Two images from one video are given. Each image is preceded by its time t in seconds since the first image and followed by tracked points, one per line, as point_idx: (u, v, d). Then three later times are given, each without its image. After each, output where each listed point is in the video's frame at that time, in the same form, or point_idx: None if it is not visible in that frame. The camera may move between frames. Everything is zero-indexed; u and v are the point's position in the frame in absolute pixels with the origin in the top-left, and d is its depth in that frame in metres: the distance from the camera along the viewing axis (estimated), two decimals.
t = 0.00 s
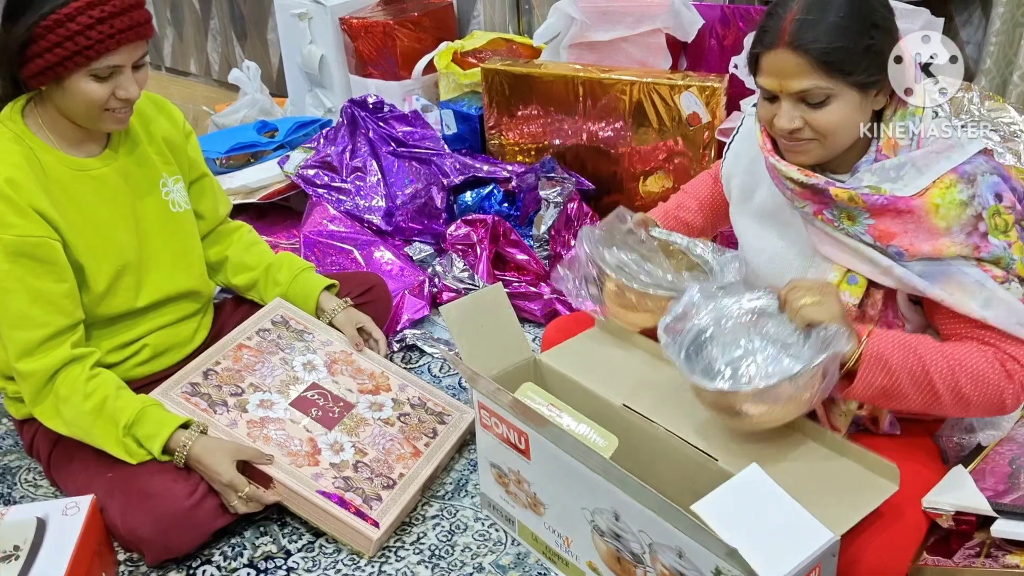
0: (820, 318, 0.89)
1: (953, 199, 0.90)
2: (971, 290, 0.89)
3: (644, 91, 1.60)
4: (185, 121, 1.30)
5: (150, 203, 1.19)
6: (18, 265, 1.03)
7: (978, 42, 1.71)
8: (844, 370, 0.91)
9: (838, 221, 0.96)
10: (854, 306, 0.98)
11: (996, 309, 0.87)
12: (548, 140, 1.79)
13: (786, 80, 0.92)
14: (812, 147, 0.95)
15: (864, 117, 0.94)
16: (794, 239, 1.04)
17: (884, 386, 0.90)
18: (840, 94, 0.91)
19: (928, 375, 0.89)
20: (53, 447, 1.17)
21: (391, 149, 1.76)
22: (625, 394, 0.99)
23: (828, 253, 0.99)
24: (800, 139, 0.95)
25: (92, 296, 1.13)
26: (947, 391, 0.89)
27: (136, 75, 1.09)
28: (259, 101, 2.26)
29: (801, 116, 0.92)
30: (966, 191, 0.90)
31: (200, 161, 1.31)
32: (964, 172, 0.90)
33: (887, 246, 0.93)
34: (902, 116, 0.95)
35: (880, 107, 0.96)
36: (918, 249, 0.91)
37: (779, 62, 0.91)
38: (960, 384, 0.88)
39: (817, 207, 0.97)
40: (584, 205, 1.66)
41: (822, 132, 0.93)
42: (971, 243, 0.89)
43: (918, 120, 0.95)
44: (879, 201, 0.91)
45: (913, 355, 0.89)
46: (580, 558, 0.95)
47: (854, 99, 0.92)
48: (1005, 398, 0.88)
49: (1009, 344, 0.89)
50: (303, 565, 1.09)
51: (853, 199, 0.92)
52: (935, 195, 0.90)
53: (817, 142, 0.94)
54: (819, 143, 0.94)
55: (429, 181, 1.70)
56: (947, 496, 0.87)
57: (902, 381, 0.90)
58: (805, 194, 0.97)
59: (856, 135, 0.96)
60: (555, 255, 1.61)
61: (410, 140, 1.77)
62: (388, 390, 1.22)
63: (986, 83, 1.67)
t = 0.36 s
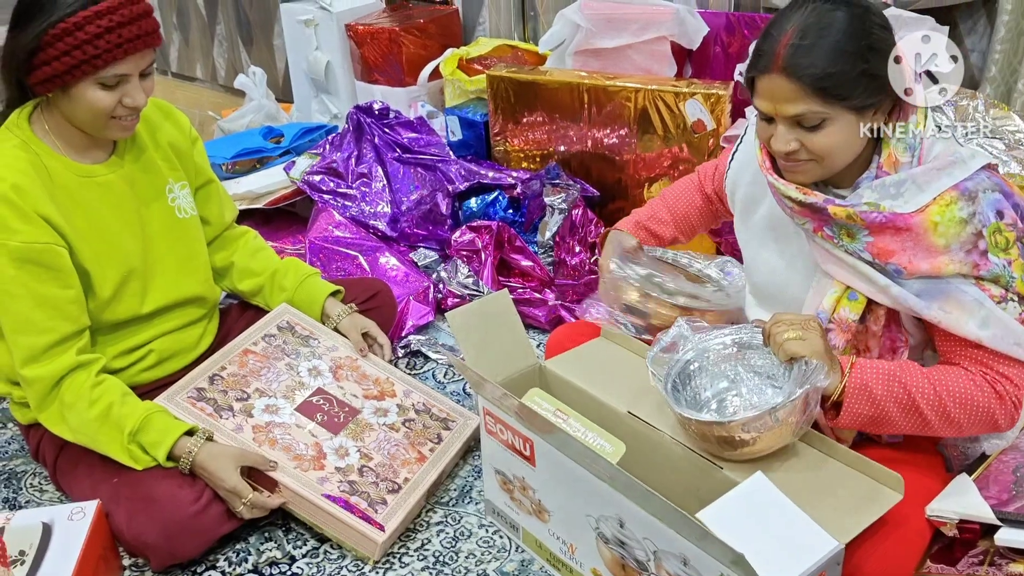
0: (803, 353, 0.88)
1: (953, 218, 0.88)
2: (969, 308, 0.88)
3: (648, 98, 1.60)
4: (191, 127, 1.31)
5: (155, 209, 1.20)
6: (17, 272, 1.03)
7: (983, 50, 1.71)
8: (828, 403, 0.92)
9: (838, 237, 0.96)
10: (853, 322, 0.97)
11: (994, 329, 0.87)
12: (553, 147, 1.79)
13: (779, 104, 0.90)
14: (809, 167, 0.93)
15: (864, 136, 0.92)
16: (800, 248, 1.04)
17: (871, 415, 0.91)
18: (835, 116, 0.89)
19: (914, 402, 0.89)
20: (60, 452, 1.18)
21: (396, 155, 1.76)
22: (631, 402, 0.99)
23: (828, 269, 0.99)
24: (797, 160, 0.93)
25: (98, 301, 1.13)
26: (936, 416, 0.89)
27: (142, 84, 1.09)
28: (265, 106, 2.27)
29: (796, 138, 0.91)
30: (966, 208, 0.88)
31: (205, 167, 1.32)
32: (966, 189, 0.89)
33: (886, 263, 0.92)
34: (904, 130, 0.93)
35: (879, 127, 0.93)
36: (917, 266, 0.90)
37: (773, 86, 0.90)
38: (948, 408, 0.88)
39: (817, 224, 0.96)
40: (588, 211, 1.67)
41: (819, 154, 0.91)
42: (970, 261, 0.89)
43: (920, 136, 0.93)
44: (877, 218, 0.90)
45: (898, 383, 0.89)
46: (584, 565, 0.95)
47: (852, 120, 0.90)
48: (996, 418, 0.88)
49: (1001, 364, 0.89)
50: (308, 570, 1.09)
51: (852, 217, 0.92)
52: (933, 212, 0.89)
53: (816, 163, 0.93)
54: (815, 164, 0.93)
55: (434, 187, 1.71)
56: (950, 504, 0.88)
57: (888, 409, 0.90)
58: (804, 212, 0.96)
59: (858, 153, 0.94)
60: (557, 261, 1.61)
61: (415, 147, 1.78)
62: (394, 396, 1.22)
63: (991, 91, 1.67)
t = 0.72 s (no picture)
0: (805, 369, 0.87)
1: (957, 230, 0.88)
2: (975, 320, 0.88)
3: (651, 101, 1.60)
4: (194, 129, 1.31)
5: (158, 212, 1.20)
6: (19, 275, 1.03)
7: (986, 53, 1.71)
8: (833, 413, 0.92)
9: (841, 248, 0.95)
10: (856, 333, 0.97)
11: (1000, 341, 0.87)
12: (555, 150, 1.79)
13: (789, 89, 0.89)
14: (805, 164, 0.93)
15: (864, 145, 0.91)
16: (804, 250, 1.04)
17: (877, 425, 0.91)
18: (838, 114, 0.89)
19: (919, 413, 0.89)
20: (62, 454, 1.18)
21: (398, 158, 1.76)
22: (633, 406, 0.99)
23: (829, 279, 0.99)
24: (794, 154, 0.93)
25: (100, 304, 1.13)
26: (941, 426, 0.89)
27: (145, 89, 1.09)
28: (268, 109, 2.27)
29: (797, 128, 0.91)
30: (971, 220, 0.87)
31: (208, 170, 1.32)
32: (971, 200, 0.88)
33: (891, 275, 0.92)
34: (909, 142, 0.92)
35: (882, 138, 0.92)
36: (922, 278, 0.90)
37: (787, 69, 0.89)
38: (953, 419, 0.88)
39: (821, 234, 0.96)
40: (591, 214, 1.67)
41: (816, 149, 0.90)
42: (975, 273, 0.88)
43: (927, 146, 0.92)
44: (883, 230, 0.90)
45: (903, 394, 0.89)
46: (585, 569, 0.95)
47: (855, 122, 0.89)
48: (1001, 429, 0.88)
49: (1007, 374, 0.89)
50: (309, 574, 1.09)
51: (858, 226, 0.91)
52: (939, 224, 0.88)
53: (810, 160, 0.92)
54: (811, 161, 0.92)
55: (436, 190, 1.71)
56: (955, 509, 0.87)
57: (894, 420, 0.90)
58: (809, 220, 0.96)
59: (860, 161, 0.94)
60: (560, 265, 1.62)
61: (417, 150, 1.77)
62: (396, 398, 1.22)
63: (994, 94, 1.67)
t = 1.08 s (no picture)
0: (781, 336, 0.88)
1: (945, 224, 0.88)
2: (959, 317, 0.88)
3: (646, 101, 1.60)
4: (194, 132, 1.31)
5: (155, 215, 1.19)
6: (13, 283, 1.02)
7: (981, 51, 1.71)
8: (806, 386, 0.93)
9: (830, 242, 0.95)
10: (847, 328, 0.97)
11: (983, 340, 0.86)
12: (550, 150, 1.79)
13: (792, 74, 0.89)
14: (801, 154, 0.93)
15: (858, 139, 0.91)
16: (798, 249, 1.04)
17: (847, 402, 0.91)
18: (838, 103, 0.88)
19: (891, 396, 0.89)
20: (55, 457, 1.17)
21: (394, 158, 1.76)
22: (628, 406, 0.99)
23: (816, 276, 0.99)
24: (790, 142, 0.93)
25: (94, 308, 1.13)
26: (913, 414, 0.88)
27: (146, 94, 1.09)
28: (263, 110, 2.27)
29: (796, 114, 0.90)
30: (960, 214, 0.88)
31: (206, 176, 1.31)
32: (960, 194, 0.88)
33: (879, 269, 0.92)
34: (902, 137, 0.92)
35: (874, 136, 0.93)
36: (908, 273, 0.90)
37: (793, 52, 0.89)
38: (926, 409, 0.88)
39: (810, 228, 0.96)
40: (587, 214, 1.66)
41: (812, 137, 0.90)
42: (962, 267, 0.89)
43: (918, 144, 0.92)
44: (872, 223, 0.90)
45: (879, 374, 0.89)
46: (581, 569, 0.95)
47: (854, 113, 0.89)
48: (973, 425, 0.87)
49: (985, 371, 0.88)
50: None
51: (846, 220, 0.91)
52: (928, 218, 0.89)
53: (806, 148, 0.92)
54: (807, 150, 0.92)
55: (432, 190, 1.71)
56: (950, 508, 0.87)
57: (865, 400, 0.90)
58: (799, 215, 0.96)
59: (852, 155, 0.95)
60: (556, 264, 1.61)
61: (413, 150, 1.77)
62: (391, 399, 1.22)
63: (989, 92, 1.67)
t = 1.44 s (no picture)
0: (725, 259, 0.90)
1: (919, 200, 0.88)
2: (929, 296, 0.87)
3: (641, 98, 1.60)
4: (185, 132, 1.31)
5: (147, 214, 1.19)
6: (6, 286, 1.02)
7: (975, 46, 1.71)
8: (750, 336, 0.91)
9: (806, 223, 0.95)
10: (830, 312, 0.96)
11: (951, 320, 0.86)
12: (545, 147, 1.79)
13: (770, 49, 0.90)
14: (772, 133, 0.93)
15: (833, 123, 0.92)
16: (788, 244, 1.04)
17: (790, 360, 0.90)
18: (813, 79, 0.89)
19: (835, 357, 0.88)
20: (51, 458, 1.17)
21: (388, 156, 1.75)
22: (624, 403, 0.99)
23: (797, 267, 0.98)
24: (763, 119, 0.93)
25: (84, 307, 1.12)
26: (859, 376, 0.88)
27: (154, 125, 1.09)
28: (257, 108, 2.26)
29: (770, 90, 0.91)
30: (934, 190, 0.88)
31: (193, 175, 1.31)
32: (934, 172, 0.89)
33: (852, 247, 0.91)
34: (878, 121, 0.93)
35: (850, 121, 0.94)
36: (883, 249, 0.89)
37: (773, 29, 0.90)
38: (874, 374, 0.87)
39: (785, 210, 0.96)
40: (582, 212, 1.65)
41: (785, 114, 0.91)
42: (936, 242, 0.88)
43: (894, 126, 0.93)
44: (845, 201, 0.90)
45: (826, 331, 0.88)
46: (578, 567, 0.95)
47: (827, 93, 0.90)
48: (919, 397, 0.87)
49: (935, 342, 0.88)
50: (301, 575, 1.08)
51: (819, 200, 0.92)
52: (903, 193, 0.89)
53: (776, 128, 0.92)
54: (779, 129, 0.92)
55: (427, 188, 1.71)
56: (947, 504, 0.87)
57: (810, 359, 0.89)
58: (773, 197, 0.96)
59: (827, 138, 0.96)
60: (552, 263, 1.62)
61: (408, 148, 1.77)
62: (388, 395, 1.22)
63: (984, 88, 1.67)
